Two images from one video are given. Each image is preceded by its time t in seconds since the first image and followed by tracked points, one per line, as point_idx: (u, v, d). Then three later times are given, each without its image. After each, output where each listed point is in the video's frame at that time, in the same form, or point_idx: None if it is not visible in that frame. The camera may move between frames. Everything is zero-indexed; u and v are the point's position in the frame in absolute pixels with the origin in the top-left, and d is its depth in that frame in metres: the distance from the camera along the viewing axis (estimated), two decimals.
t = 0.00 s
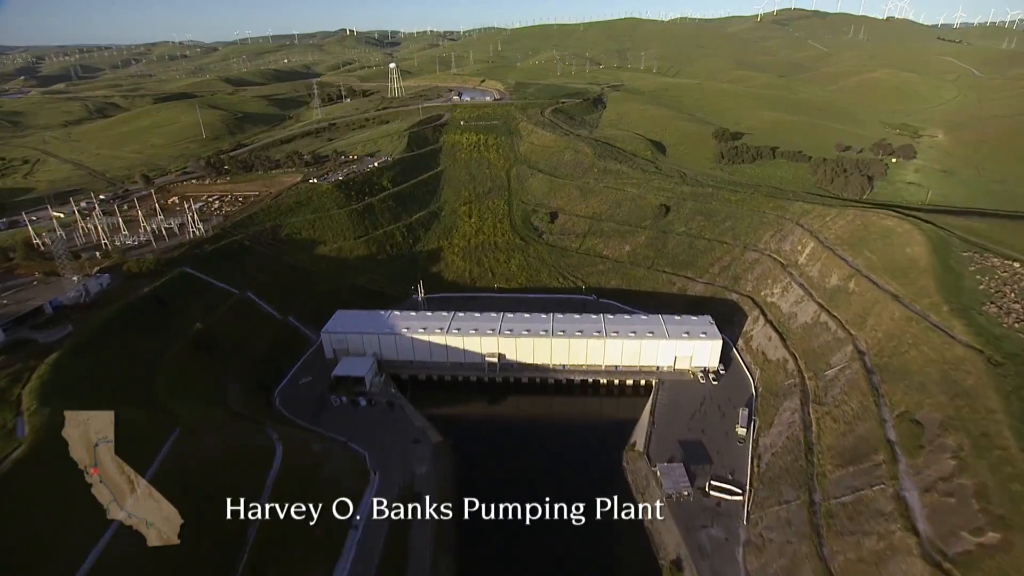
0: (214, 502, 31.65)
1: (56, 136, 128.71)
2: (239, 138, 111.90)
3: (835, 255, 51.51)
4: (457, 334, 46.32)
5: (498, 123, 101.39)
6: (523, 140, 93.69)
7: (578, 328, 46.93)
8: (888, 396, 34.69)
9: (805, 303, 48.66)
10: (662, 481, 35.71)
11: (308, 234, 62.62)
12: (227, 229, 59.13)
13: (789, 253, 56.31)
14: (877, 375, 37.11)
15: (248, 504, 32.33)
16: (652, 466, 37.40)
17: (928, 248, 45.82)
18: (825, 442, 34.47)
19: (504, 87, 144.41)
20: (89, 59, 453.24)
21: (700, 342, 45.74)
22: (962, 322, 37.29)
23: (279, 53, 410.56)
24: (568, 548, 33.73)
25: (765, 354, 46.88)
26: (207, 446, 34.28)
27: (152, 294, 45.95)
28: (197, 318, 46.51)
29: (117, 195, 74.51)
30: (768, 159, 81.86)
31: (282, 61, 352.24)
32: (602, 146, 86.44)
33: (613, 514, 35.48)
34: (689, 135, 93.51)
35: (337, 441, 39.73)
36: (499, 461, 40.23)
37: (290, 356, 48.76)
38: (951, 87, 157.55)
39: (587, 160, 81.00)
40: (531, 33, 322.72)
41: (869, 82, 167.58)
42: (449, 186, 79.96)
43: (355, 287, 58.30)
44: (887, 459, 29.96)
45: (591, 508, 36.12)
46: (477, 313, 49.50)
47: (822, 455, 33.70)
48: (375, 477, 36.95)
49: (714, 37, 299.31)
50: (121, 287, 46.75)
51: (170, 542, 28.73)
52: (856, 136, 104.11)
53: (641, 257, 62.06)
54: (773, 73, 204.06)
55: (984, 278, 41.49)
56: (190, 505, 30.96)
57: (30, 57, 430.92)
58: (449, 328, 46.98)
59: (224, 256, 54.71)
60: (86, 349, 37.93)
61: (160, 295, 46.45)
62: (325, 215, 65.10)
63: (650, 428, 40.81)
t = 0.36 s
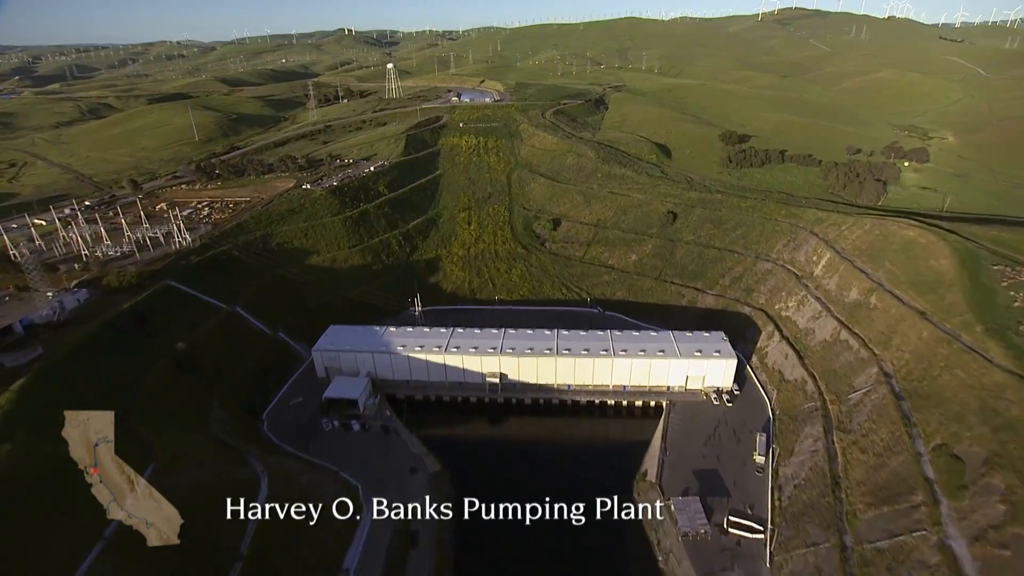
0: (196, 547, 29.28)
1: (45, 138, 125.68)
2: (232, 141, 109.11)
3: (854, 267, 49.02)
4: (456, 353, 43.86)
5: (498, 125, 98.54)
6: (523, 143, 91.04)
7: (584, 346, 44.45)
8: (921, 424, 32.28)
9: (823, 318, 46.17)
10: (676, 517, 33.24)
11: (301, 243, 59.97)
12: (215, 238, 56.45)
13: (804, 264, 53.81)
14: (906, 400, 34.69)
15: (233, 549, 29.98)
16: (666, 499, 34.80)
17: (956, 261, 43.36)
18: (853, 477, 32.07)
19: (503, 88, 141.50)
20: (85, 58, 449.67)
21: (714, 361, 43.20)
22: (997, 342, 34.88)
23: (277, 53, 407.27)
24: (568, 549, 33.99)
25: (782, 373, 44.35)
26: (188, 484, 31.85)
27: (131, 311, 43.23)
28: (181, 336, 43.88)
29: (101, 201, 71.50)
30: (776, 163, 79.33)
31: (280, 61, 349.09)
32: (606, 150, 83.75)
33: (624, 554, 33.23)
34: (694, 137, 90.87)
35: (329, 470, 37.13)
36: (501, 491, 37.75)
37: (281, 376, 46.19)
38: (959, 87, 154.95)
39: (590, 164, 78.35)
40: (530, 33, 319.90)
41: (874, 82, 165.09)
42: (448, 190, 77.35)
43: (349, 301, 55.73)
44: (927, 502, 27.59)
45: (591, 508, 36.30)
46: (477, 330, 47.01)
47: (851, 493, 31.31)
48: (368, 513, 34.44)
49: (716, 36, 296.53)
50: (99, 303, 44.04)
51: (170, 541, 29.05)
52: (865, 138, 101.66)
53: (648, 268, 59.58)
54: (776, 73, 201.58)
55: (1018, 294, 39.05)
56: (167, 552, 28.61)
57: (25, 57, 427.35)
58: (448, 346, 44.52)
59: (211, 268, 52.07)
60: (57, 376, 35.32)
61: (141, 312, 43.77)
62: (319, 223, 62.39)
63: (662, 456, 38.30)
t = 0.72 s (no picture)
0: None
1: (34, 141, 122.69)
2: (225, 144, 106.22)
3: (877, 281, 46.23)
4: (455, 376, 41.07)
5: (498, 128, 95.64)
6: (525, 146, 88.23)
7: (591, 369, 41.68)
8: (965, 462, 29.63)
9: (846, 337, 43.40)
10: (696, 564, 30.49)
11: (292, 254, 57.14)
12: (201, 249, 53.61)
13: (821, 277, 51.04)
14: (945, 432, 31.99)
15: None
16: (683, 542, 32.01)
17: (989, 277, 40.61)
18: (891, 522, 29.54)
19: (503, 88, 138.65)
20: (81, 58, 446.61)
21: (731, 385, 40.42)
22: None
23: (275, 53, 404.23)
24: (570, 550, 34.12)
25: (802, 397, 41.58)
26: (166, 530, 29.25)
27: (108, 332, 40.41)
28: (161, 358, 41.08)
29: (84, 209, 68.54)
30: (787, 167, 76.51)
31: (278, 61, 346.25)
32: (611, 154, 80.91)
33: None
34: (701, 140, 88.03)
35: (317, 505, 34.00)
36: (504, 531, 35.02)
37: (269, 400, 43.43)
38: (966, 88, 152.32)
39: (594, 168, 75.52)
40: (529, 32, 317.04)
41: (880, 82, 162.26)
42: (447, 196, 74.57)
43: (343, 316, 52.95)
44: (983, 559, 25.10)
45: (591, 508, 36.36)
46: (477, 350, 44.24)
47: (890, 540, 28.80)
48: (360, 556, 31.32)
49: (717, 36, 293.65)
50: (73, 322, 41.18)
51: (170, 541, 29.57)
52: (876, 141, 98.92)
53: (657, 280, 56.91)
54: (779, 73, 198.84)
55: None
56: None
57: (21, 57, 424.01)
58: (446, 368, 41.73)
59: (197, 283, 49.26)
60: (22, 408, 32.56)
61: (119, 333, 40.93)
62: (311, 233, 59.55)
63: (677, 490, 35.39)
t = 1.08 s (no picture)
0: None
1: (22, 144, 119.50)
2: (217, 147, 103.23)
3: (903, 297, 43.42)
4: (454, 403, 38.26)
5: (498, 131, 92.61)
6: (526, 150, 85.40)
7: (600, 395, 38.85)
8: (1018, 510, 26.88)
9: (871, 359, 40.57)
10: None
11: (282, 267, 54.24)
12: (184, 262, 50.68)
13: (841, 292, 48.25)
14: (992, 473, 29.20)
15: None
16: None
17: None
18: None
19: (503, 89, 135.61)
20: (77, 58, 443.15)
21: (749, 413, 37.58)
22: None
23: (272, 53, 400.78)
24: (572, 547, 34.05)
25: (826, 424, 38.77)
26: None
27: (79, 357, 37.50)
28: (137, 384, 38.17)
29: (66, 217, 65.57)
30: (798, 173, 73.76)
31: (276, 61, 343.28)
32: (616, 158, 77.95)
33: None
34: (708, 144, 85.20)
35: (317, 505, 34.80)
36: None
37: (255, 427, 40.57)
38: (975, 89, 149.39)
39: (599, 174, 72.60)
40: (529, 32, 314.40)
41: (887, 83, 159.25)
42: (445, 203, 71.74)
43: (335, 334, 50.06)
44: None
45: (591, 508, 36.65)
46: (477, 373, 41.43)
47: None
48: None
49: (719, 36, 290.71)
50: (42, 345, 38.35)
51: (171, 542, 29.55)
52: (887, 145, 96.10)
53: (666, 293, 54.16)
54: (783, 74, 196.02)
55: None
56: None
57: (18, 57, 420.61)
58: (444, 394, 38.91)
59: (179, 300, 46.36)
60: None
61: (91, 357, 38.11)
62: (302, 243, 56.63)
63: (696, 530, 32.61)
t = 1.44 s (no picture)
0: None
1: (9, 147, 116.33)
2: (209, 150, 100.25)
3: (934, 316, 40.58)
4: (453, 435, 35.40)
5: (498, 135, 89.63)
6: (527, 154, 82.51)
7: (610, 425, 35.97)
8: None
9: (901, 384, 37.73)
10: None
11: (272, 280, 51.35)
12: (167, 276, 47.74)
13: (864, 308, 45.43)
14: None
15: None
16: None
17: None
18: None
19: (503, 90, 132.65)
20: (74, 58, 439.81)
21: (772, 445, 34.69)
22: None
23: (270, 53, 397.24)
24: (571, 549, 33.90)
25: (854, 456, 35.92)
26: None
27: (46, 386, 34.64)
28: (109, 414, 35.27)
29: (47, 226, 62.56)
30: (811, 179, 70.93)
31: (274, 61, 340.23)
32: (621, 163, 75.10)
33: None
34: (716, 148, 82.34)
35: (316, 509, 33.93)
36: None
37: (239, 458, 37.61)
38: (983, 90, 146.55)
39: (604, 180, 69.71)
40: (529, 32, 311.30)
41: (895, 83, 156.30)
42: (444, 210, 68.87)
43: (326, 353, 47.15)
44: None
45: (593, 507, 36.11)
46: (478, 399, 38.60)
47: None
48: None
49: (721, 36, 287.89)
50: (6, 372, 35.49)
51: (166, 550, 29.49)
52: (900, 148, 93.23)
53: (677, 309, 51.37)
54: (787, 74, 193.04)
55: None
56: None
57: (13, 57, 417.26)
58: (443, 424, 36.04)
59: (160, 318, 43.46)
60: None
61: (60, 385, 35.26)
62: (293, 255, 53.74)
63: None
